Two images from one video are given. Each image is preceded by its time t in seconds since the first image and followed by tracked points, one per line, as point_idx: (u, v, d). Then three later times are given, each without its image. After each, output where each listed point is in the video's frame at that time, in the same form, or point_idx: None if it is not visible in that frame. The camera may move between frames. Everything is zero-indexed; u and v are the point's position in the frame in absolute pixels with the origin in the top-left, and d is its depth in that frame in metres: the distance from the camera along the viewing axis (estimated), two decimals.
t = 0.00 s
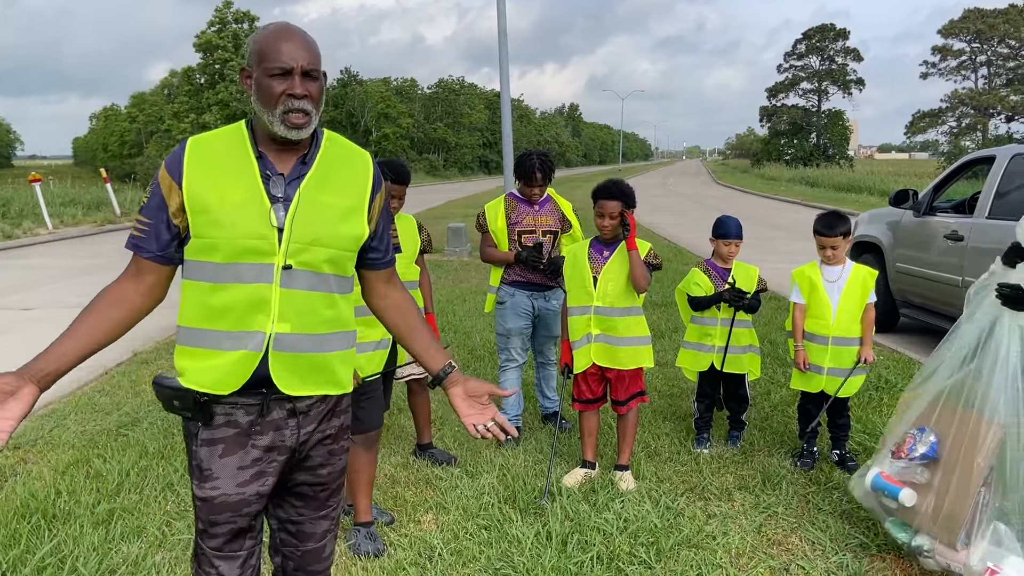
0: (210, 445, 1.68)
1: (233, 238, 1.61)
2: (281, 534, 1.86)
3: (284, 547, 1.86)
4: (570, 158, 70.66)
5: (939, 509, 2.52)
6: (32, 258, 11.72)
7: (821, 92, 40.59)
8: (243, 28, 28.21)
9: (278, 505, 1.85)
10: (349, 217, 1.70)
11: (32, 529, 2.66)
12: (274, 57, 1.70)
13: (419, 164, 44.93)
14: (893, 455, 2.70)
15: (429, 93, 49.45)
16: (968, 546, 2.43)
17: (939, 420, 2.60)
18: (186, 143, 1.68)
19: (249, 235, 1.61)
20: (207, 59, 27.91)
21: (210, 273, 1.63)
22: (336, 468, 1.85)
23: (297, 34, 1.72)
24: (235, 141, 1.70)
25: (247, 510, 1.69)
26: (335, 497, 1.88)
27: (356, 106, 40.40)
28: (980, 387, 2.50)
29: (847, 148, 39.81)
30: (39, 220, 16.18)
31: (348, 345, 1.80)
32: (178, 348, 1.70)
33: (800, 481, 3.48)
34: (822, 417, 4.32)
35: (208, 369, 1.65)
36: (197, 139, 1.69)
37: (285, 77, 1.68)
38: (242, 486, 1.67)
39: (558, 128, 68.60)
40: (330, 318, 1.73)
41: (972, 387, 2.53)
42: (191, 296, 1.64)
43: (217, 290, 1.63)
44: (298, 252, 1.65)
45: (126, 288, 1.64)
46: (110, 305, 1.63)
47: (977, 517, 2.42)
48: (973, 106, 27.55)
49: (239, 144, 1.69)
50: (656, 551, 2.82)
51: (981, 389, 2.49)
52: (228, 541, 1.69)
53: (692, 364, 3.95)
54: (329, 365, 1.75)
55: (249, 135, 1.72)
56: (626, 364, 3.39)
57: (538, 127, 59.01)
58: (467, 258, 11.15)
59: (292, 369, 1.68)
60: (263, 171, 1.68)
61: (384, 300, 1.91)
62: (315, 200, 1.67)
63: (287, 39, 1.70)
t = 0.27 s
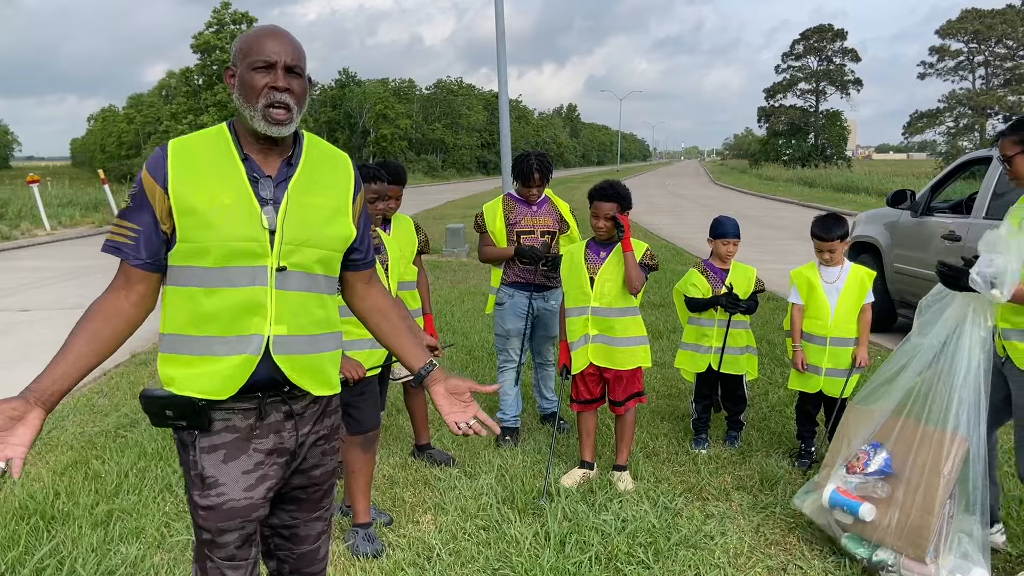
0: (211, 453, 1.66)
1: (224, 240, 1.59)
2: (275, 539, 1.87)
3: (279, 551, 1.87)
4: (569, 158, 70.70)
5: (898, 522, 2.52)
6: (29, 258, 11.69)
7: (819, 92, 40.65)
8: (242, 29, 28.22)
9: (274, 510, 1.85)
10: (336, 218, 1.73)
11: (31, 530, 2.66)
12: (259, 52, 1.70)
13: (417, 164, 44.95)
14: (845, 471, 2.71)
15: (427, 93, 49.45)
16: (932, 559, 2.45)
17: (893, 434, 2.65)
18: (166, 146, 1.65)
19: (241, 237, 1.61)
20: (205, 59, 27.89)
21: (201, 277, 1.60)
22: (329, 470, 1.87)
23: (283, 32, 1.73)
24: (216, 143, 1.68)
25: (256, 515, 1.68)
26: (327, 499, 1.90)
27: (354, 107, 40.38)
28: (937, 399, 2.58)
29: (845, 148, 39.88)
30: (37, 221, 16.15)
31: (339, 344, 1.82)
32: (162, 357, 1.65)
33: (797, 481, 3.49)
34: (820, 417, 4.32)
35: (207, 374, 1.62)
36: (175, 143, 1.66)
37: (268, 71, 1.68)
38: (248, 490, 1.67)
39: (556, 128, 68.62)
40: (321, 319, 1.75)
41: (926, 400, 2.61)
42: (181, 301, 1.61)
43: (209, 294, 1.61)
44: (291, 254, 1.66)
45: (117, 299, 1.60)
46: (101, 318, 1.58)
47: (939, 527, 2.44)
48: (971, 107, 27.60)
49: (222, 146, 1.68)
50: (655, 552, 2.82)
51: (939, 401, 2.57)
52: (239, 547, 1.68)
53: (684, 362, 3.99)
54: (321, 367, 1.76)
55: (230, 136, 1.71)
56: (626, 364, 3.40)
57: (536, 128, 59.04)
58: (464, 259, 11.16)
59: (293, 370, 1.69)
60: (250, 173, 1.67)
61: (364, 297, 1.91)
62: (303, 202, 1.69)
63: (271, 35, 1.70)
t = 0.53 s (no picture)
0: (191, 467, 1.64)
1: (207, 246, 1.56)
2: (264, 547, 1.86)
3: (269, 558, 1.86)
4: (568, 159, 70.74)
5: (888, 537, 2.55)
6: (28, 260, 11.68)
7: (817, 92, 40.70)
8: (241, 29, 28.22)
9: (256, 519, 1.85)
10: (314, 217, 1.74)
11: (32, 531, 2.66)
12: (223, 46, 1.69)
13: (417, 165, 45.03)
14: (830, 490, 2.73)
15: (426, 94, 49.46)
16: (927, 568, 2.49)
17: (872, 453, 2.68)
18: (135, 148, 1.59)
19: (226, 242, 1.59)
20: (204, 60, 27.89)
21: (183, 285, 1.57)
22: (315, 473, 1.87)
23: (247, 26, 1.73)
24: (188, 143, 1.64)
25: (237, 528, 1.68)
26: (315, 503, 1.90)
27: (353, 107, 40.38)
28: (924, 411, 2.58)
29: (844, 149, 39.92)
30: (36, 222, 16.14)
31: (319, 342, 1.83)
32: (139, 368, 1.61)
33: (798, 480, 3.49)
34: (820, 416, 4.33)
35: (189, 384, 1.60)
36: (145, 144, 1.60)
37: (234, 62, 1.67)
38: (230, 503, 1.66)
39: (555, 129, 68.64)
40: (305, 320, 1.75)
41: (910, 415, 2.63)
42: (158, 311, 1.58)
43: (191, 303, 1.58)
44: (274, 255, 1.66)
45: (101, 318, 1.54)
46: (87, 340, 1.53)
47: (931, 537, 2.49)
48: (970, 107, 27.63)
49: (195, 146, 1.64)
50: (656, 552, 2.83)
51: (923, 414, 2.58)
52: (221, 560, 1.68)
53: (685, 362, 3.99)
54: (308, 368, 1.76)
55: (201, 135, 1.67)
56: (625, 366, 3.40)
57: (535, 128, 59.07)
58: (464, 259, 11.17)
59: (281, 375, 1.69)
60: (227, 174, 1.65)
61: (328, 302, 1.90)
62: (283, 201, 1.69)
63: (236, 27, 1.69)
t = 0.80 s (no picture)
0: (160, 472, 1.62)
1: (179, 260, 1.53)
2: (267, 550, 1.83)
3: (272, 563, 1.83)
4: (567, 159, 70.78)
5: (889, 533, 2.57)
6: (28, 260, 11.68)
7: (816, 92, 40.75)
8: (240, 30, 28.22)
9: (252, 520, 1.83)
10: (288, 222, 1.72)
11: (32, 531, 2.65)
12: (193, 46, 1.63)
13: (416, 165, 45.05)
14: (832, 489, 2.75)
15: (425, 94, 49.48)
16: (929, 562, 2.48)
17: (873, 453, 2.71)
18: (102, 150, 1.51)
19: (199, 255, 1.55)
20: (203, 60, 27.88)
21: (151, 301, 1.52)
22: (299, 471, 1.86)
23: (218, 24, 1.66)
24: (158, 146, 1.57)
25: (207, 532, 1.68)
26: (304, 502, 1.89)
27: (353, 108, 40.39)
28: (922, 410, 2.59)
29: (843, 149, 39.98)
30: (37, 222, 16.13)
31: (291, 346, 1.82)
32: (107, 376, 1.57)
33: (799, 479, 3.49)
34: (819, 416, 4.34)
35: (155, 395, 1.57)
36: (115, 146, 1.53)
37: (203, 65, 1.60)
38: (199, 508, 1.65)
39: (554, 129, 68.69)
40: (277, 329, 1.75)
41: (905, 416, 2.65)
42: (127, 323, 1.53)
43: (154, 319, 1.54)
44: (247, 266, 1.63)
45: (78, 335, 1.49)
46: (72, 358, 1.49)
47: (931, 532, 2.49)
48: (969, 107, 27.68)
49: (165, 149, 1.58)
50: (656, 551, 2.83)
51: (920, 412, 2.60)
52: (189, 563, 1.67)
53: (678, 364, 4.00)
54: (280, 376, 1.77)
55: (172, 137, 1.61)
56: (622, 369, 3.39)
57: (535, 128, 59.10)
58: (464, 259, 11.18)
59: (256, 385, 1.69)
60: (199, 181, 1.60)
61: (301, 303, 1.89)
62: (257, 209, 1.66)
63: (206, 27, 1.62)
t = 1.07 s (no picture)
0: (155, 475, 1.62)
1: (172, 264, 1.51)
2: (238, 551, 1.84)
3: (243, 563, 1.84)
4: (565, 160, 70.80)
5: (890, 521, 2.59)
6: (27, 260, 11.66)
7: (815, 93, 40.79)
8: (239, 30, 28.20)
9: (227, 524, 1.82)
10: (276, 218, 1.72)
11: (33, 531, 2.65)
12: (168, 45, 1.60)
13: (415, 166, 45.05)
14: (830, 482, 2.75)
15: (424, 95, 49.48)
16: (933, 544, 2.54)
17: (863, 441, 2.74)
18: (86, 155, 1.49)
19: (192, 258, 1.54)
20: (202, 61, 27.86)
21: (143, 304, 1.52)
22: (281, 473, 1.87)
23: (194, 21, 1.63)
24: (143, 149, 1.55)
25: (202, 534, 1.69)
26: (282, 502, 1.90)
27: (352, 108, 40.38)
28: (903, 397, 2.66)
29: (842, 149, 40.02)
30: (35, 222, 16.10)
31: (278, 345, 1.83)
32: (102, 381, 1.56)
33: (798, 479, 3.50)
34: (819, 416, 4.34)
35: (150, 400, 1.57)
36: (97, 152, 1.50)
37: (179, 64, 1.58)
38: (195, 510, 1.66)
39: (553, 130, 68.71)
40: (268, 327, 1.76)
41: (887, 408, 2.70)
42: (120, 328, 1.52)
43: (145, 324, 1.53)
44: (238, 265, 1.63)
45: (71, 345, 1.47)
46: (68, 368, 1.47)
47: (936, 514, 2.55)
48: (968, 108, 27.70)
49: (150, 154, 1.55)
50: (656, 551, 2.83)
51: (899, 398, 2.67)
52: (184, 566, 1.69)
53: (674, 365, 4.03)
54: (268, 375, 1.78)
55: (157, 139, 1.59)
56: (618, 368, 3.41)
57: (534, 128, 59.10)
58: (464, 259, 11.19)
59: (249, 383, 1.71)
60: (186, 183, 1.59)
61: (293, 295, 1.88)
62: (246, 206, 1.65)
63: (180, 25, 1.60)
